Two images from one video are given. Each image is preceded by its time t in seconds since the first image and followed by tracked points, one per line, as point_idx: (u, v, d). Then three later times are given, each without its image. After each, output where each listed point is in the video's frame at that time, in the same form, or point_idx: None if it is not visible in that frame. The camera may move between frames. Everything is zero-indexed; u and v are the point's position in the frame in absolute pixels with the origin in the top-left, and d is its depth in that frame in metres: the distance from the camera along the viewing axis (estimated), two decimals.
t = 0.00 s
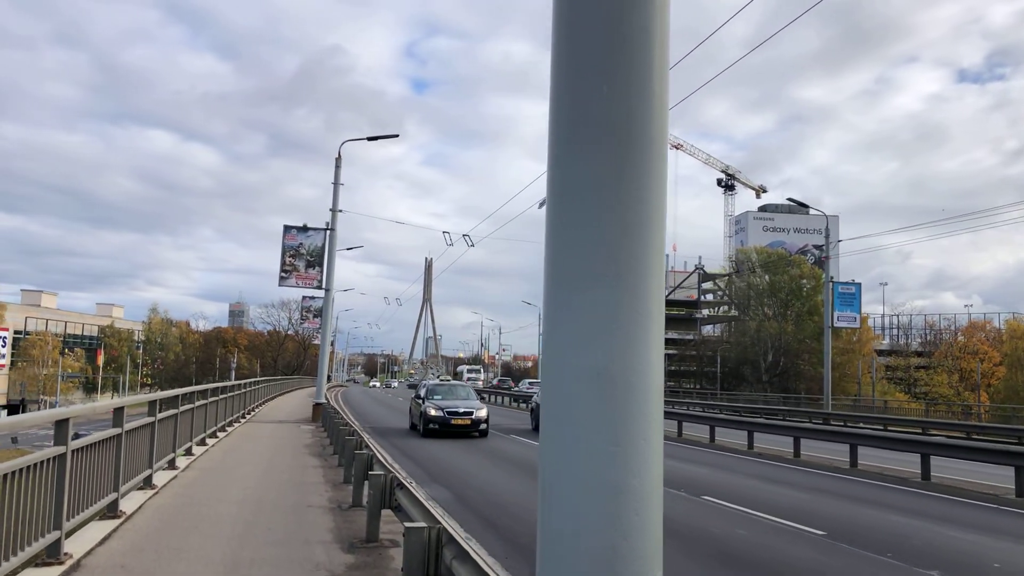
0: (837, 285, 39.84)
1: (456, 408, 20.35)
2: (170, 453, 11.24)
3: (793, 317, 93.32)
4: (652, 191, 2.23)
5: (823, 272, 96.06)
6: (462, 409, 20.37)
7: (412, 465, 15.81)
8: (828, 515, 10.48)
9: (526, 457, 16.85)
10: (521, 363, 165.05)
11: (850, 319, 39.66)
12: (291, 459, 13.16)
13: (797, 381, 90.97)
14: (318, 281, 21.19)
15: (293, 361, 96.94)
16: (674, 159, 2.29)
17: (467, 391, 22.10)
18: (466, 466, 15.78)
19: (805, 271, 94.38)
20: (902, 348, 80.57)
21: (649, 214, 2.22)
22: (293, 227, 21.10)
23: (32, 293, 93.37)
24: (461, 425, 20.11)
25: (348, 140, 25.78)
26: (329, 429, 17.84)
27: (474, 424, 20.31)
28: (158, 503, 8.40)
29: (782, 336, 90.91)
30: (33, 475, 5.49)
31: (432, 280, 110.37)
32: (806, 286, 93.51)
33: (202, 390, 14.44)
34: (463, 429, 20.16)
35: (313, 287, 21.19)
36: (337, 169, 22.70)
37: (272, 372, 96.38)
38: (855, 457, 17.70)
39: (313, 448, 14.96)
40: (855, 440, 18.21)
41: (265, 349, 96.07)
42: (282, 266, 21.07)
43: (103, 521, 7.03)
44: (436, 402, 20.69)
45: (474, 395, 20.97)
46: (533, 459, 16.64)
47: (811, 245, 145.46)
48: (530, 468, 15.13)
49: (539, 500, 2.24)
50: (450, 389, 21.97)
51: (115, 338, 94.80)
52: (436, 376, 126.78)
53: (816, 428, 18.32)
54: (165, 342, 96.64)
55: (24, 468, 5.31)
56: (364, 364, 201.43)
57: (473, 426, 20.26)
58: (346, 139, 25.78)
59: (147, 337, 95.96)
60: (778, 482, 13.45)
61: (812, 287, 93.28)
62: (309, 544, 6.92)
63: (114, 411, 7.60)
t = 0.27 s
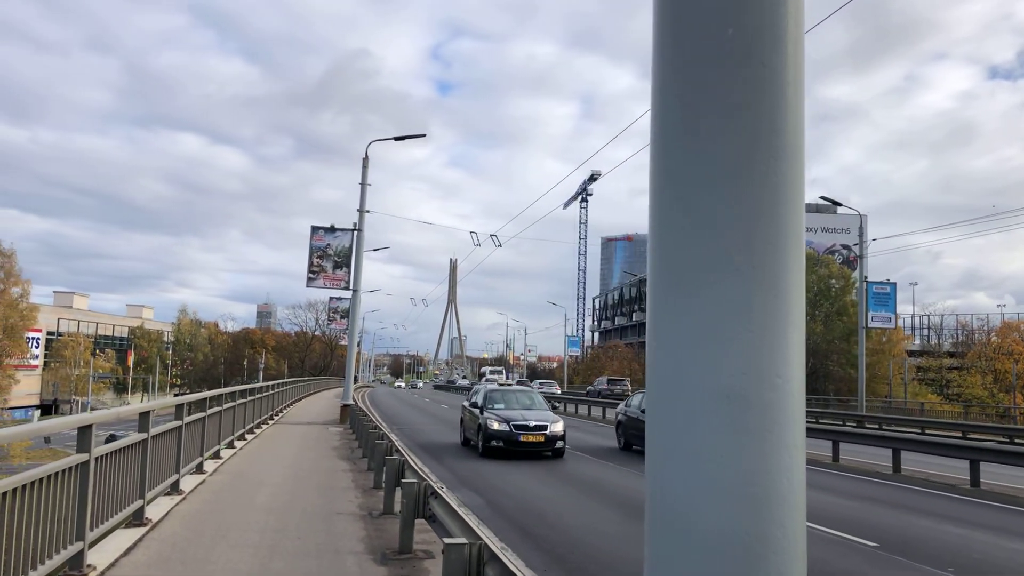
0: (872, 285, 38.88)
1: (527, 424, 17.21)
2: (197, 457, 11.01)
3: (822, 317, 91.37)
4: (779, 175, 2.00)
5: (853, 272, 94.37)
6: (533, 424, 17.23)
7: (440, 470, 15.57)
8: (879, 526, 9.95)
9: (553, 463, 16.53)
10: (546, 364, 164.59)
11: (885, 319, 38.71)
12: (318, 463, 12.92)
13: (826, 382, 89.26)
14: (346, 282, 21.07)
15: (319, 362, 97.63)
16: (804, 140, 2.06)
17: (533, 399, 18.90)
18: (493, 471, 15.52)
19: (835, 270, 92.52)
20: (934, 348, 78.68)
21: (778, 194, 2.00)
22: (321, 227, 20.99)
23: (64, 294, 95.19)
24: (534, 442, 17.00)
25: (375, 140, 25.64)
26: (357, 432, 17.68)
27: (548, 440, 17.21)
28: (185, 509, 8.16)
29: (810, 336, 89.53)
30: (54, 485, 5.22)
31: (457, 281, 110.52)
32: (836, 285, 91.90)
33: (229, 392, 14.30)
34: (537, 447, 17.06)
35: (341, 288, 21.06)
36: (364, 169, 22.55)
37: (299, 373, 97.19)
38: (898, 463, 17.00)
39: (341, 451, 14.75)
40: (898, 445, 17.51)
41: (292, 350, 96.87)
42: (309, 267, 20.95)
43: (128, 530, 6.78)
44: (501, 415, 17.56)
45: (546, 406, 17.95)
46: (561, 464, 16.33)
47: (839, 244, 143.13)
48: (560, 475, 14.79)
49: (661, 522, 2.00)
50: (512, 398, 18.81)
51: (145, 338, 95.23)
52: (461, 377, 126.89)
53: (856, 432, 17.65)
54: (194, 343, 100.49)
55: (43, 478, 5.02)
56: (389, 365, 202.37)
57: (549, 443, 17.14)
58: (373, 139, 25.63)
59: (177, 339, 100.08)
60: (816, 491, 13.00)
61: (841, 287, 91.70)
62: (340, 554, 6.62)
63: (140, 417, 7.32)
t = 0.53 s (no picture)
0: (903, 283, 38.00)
1: (631, 445, 11.97)
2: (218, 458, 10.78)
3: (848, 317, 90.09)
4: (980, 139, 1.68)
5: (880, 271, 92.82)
6: (640, 445, 11.99)
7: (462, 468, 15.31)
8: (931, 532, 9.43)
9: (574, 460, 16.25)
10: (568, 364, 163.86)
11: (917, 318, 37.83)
12: (341, 464, 12.64)
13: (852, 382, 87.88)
14: (369, 281, 20.85)
15: (342, 362, 98.13)
16: (1011, 93, 1.75)
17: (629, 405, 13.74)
18: (515, 468, 15.24)
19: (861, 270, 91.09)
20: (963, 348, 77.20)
21: (982, 161, 1.70)
22: (343, 226, 20.78)
23: (91, 297, 96.69)
24: (643, 471, 11.86)
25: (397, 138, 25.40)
26: (381, 431, 17.44)
27: (661, 468, 12.04)
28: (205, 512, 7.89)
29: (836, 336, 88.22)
30: (63, 486, 4.91)
31: (478, 282, 110.48)
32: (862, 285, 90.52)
33: (251, 391, 14.10)
34: (648, 477, 11.90)
35: (364, 287, 20.86)
36: (387, 167, 22.30)
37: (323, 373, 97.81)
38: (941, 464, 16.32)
39: (365, 451, 14.50)
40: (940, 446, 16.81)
41: (315, 350, 97.37)
42: (332, 266, 20.78)
43: (146, 533, 6.51)
44: (590, 430, 12.39)
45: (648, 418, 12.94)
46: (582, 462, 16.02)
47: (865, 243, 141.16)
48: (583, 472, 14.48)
49: (835, 535, 1.72)
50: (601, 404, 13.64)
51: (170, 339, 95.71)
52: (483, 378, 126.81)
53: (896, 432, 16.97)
54: (218, 343, 101.38)
55: (51, 480, 4.73)
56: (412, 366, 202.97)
57: (664, 470, 12.00)
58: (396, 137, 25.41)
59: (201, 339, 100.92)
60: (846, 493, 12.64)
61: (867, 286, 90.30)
62: (364, 560, 6.26)
63: (158, 416, 7.04)
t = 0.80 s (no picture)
0: (938, 282, 36.90)
1: (857, 507, 6.89)
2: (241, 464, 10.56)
3: (876, 317, 88.62)
4: None
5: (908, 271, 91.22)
6: (871, 507, 6.91)
7: (484, 468, 15.04)
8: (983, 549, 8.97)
9: (595, 461, 15.92)
10: (591, 365, 163.07)
11: (953, 318, 36.72)
12: (366, 469, 12.39)
13: (880, 383, 86.29)
14: (393, 282, 20.63)
15: (366, 363, 98.54)
16: None
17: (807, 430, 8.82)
18: (536, 468, 14.92)
19: (889, 269, 89.40)
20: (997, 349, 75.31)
21: None
22: (367, 226, 20.58)
23: (119, 298, 98.10)
24: (874, 552, 6.79)
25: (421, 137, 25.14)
26: (405, 434, 17.19)
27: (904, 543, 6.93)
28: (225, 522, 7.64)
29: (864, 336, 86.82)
30: (73, 502, 4.69)
31: (501, 283, 110.36)
32: (889, 284, 89.15)
33: (274, 395, 13.90)
34: (884, 561, 6.81)
35: (388, 288, 20.66)
36: (410, 166, 22.05)
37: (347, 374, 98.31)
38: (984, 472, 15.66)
39: (391, 455, 14.25)
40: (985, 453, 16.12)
41: (339, 351, 97.94)
42: (356, 267, 20.61)
43: (164, 546, 6.29)
44: (768, 477, 7.48)
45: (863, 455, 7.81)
46: (603, 463, 15.69)
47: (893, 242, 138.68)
48: (605, 473, 14.14)
49: None
50: (753, 434, 8.62)
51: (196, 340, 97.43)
52: (506, 379, 126.64)
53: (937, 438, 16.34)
54: (244, 344, 101.79)
55: (59, 497, 4.49)
56: (434, 367, 203.38)
57: (912, 548, 6.88)
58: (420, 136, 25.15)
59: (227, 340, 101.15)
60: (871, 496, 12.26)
61: (895, 285, 88.88)
62: None
63: (177, 423, 6.81)
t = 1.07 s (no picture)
0: (974, 280, 35.87)
1: None
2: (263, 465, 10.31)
3: (905, 317, 86.95)
4: None
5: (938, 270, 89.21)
6: None
7: (507, 469, 14.70)
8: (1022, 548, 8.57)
9: (621, 461, 15.49)
10: (613, 366, 162.08)
11: (990, 317, 35.67)
12: (389, 470, 12.09)
13: (908, 384, 84.56)
14: (416, 280, 20.40)
15: (388, 364, 98.81)
16: None
17: None
18: (561, 469, 14.55)
19: (918, 268, 87.42)
20: None
21: None
22: (390, 224, 20.37)
23: (144, 300, 99.44)
24: None
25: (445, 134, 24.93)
26: (428, 435, 16.87)
27: None
28: (245, 527, 7.36)
29: (892, 336, 85.21)
30: (81, 505, 4.44)
31: (523, 283, 110.11)
32: (919, 284, 87.46)
33: (297, 395, 13.71)
34: None
35: (411, 286, 20.43)
36: (434, 163, 21.78)
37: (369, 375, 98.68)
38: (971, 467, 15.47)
39: (414, 456, 13.96)
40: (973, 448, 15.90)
41: (362, 352, 98.23)
42: (379, 265, 20.42)
43: (179, 552, 6.02)
44: None
45: None
46: (629, 462, 15.28)
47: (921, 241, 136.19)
48: (632, 473, 13.72)
49: None
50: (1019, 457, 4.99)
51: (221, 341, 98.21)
52: (528, 380, 126.28)
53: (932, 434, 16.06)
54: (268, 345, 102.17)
55: (67, 501, 4.23)
56: (457, 368, 203.67)
57: None
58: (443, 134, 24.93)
59: (251, 341, 101.14)
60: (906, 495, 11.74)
61: (925, 284, 87.11)
62: None
63: (195, 423, 6.54)
